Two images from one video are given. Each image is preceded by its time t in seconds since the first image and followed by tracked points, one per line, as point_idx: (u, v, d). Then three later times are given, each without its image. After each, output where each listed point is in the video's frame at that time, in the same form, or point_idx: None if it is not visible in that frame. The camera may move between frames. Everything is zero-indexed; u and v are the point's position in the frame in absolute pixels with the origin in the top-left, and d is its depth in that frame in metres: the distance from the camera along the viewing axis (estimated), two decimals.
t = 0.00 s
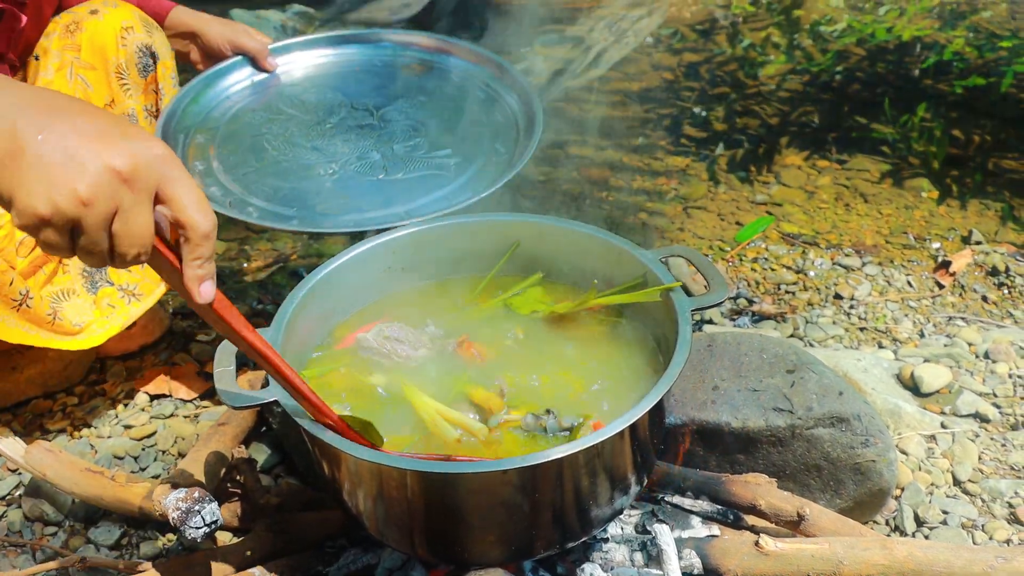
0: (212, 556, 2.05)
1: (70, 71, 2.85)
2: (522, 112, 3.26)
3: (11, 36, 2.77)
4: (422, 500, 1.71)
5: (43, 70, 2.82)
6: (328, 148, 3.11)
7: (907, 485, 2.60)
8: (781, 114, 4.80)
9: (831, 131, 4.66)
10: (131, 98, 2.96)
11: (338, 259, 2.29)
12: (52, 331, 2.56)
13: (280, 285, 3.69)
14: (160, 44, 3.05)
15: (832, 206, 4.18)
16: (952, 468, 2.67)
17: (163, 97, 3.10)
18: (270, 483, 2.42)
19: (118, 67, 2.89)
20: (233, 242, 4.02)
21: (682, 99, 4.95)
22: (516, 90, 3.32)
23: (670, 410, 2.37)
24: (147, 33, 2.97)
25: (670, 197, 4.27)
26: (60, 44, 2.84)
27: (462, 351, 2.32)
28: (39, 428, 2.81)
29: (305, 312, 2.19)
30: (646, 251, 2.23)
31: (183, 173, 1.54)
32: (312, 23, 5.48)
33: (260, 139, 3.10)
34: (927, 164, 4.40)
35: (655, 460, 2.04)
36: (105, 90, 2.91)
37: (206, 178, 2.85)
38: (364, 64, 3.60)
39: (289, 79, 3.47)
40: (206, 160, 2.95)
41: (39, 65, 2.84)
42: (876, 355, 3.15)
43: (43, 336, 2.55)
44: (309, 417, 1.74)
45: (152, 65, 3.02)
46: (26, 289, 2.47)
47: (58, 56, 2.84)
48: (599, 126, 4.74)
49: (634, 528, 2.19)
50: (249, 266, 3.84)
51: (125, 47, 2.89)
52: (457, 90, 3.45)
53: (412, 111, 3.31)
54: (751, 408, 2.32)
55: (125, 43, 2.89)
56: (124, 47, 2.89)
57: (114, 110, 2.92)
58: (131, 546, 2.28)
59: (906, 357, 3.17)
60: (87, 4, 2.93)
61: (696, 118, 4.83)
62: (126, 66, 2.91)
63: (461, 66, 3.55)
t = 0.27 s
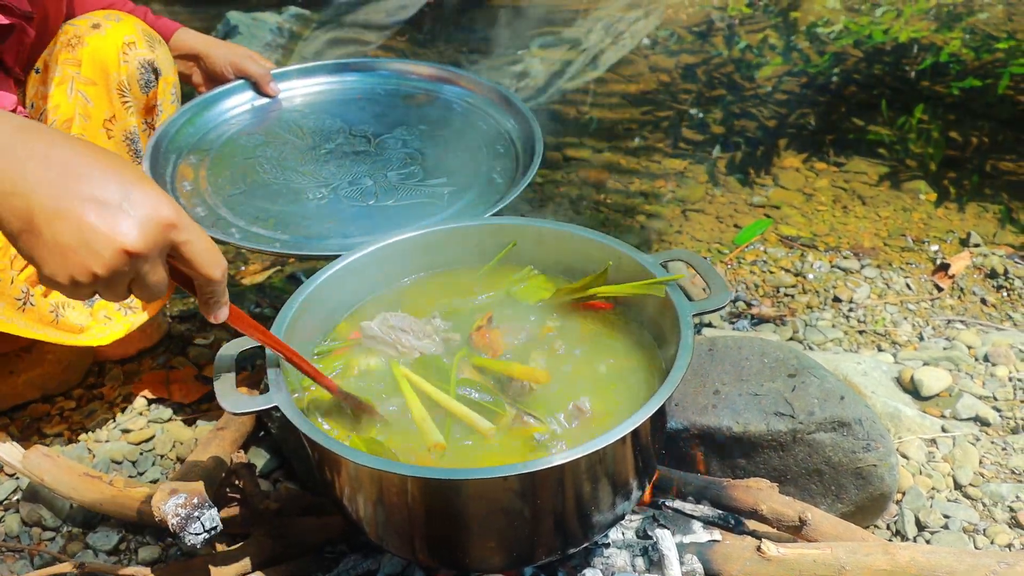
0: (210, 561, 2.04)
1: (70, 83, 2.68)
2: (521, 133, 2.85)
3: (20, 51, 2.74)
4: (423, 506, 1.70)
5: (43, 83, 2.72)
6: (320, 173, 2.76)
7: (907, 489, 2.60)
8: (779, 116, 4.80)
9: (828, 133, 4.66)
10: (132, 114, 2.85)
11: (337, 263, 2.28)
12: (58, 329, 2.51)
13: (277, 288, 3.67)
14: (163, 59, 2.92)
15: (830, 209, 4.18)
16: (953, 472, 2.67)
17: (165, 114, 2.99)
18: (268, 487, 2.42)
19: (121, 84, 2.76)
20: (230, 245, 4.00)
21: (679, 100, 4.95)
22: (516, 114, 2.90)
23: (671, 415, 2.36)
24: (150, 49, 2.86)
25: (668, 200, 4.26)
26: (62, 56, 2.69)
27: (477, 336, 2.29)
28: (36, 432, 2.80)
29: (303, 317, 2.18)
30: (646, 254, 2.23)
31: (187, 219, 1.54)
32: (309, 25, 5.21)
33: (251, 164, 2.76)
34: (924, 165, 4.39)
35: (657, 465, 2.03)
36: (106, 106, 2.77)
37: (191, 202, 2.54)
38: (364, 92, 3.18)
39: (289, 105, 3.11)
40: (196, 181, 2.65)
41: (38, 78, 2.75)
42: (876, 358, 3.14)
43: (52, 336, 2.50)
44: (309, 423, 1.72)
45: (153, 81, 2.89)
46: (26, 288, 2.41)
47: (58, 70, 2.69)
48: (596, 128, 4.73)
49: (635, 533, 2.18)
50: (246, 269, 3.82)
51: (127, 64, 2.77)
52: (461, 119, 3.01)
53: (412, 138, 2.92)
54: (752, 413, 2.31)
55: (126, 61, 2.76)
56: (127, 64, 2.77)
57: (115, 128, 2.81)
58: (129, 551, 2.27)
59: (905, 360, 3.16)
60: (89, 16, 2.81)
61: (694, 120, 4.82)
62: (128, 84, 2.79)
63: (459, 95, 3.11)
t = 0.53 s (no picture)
0: (212, 563, 2.04)
1: (64, 93, 2.66)
2: (524, 141, 2.84)
3: (17, 59, 2.65)
4: (427, 509, 1.68)
5: (38, 92, 2.70)
6: (322, 181, 2.75)
7: (913, 491, 2.58)
8: (781, 115, 4.78)
9: (831, 132, 4.63)
10: (130, 124, 2.81)
11: (341, 264, 2.26)
12: (28, 343, 2.48)
13: (279, 288, 3.66)
14: (161, 67, 2.88)
15: (834, 208, 4.16)
16: (959, 474, 2.65)
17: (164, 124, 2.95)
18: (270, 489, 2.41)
19: (116, 93, 2.74)
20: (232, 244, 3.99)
21: (681, 99, 4.93)
22: (519, 122, 2.88)
23: (677, 416, 2.34)
24: (147, 55, 2.82)
25: (671, 199, 4.24)
26: (58, 65, 2.68)
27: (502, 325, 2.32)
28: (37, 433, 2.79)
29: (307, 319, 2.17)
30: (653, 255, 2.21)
31: (188, 250, 1.68)
32: (310, 23, 5.23)
33: (252, 170, 2.76)
34: (928, 164, 4.37)
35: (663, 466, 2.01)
36: (101, 116, 2.73)
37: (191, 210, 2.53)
38: (365, 101, 3.16)
39: (290, 112, 3.09)
40: (195, 189, 2.64)
41: (33, 86, 2.72)
42: (881, 359, 3.12)
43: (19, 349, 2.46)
44: (313, 426, 1.71)
45: (151, 90, 2.85)
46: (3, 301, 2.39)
47: (53, 78, 2.69)
48: (598, 127, 4.72)
49: (640, 536, 2.17)
50: (248, 269, 3.81)
51: (122, 72, 2.74)
52: (464, 128, 3.00)
53: (414, 147, 2.90)
54: (758, 415, 2.29)
55: (121, 68, 2.74)
56: (122, 72, 2.74)
57: (110, 138, 2.77)
58: (131, 553, 2.25)
59: (910, 360, 3.14)
60: (86, 21, 2.78)
61: (696, 119, 4.80)
62: (125, 92, 2.76)
63: (462, 103, 3.09)
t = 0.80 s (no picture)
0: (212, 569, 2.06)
1: (58, 102, 2.64)
2: (527, 149, 2.82)
3: (10, 65, 2.65)
4: (430, 521, 1.67)
5: (32, 100, 2.68)
6: (322, 190, 2.73)
7: (923, 500, 2.55)
8: (787, 117, 4.75)
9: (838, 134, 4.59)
10: (125, 132, 2.81)
11: (344, 271, 2.25)
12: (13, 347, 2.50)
13: (282, 290, 3.64)
14: (158, 74, 2.88)
15: (841, 211, 4.13)
16: (968, 484, 2.62)
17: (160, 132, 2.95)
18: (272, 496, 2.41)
19: (111, 102, 2.73)
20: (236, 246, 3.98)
21: (687, 100, 4.90)
22: (522, 130, 2.86)
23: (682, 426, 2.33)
24: (143, 63, 2.82)
25: (676, 201, 4.22)
26: (51, 73, 2.66)
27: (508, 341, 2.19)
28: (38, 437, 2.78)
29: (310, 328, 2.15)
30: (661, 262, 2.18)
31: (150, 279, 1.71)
32: (315, 23, 5.20)
33: (251, 180, 2.74)
34: (936, 168, 4.34)
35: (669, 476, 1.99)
36: (95, 125, 2.72)
37: (188, 220, 2.51)
38: (365, 108, 3.15)
39: (290, 120, 3.08)
40: (193, 200, 2.62)
41: (26, 95, 2.70)
42: (889, 365, 3.09)
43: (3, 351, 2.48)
44: (315, 436, 1.69)
45: (146, 98, 2.86)
46: None
47: (47, 86, 2.68)
48: (603, 128, 4.69)
49: (646, 546, 2.14)
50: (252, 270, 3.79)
51: (118, 80, 2.74)
52: (466, 136, 2.98)
53: (415, 155, 2.89)
54: (766, 424, 2.27)
55: (117, 76, 2.74)
56: (117, 80, 2.74)
57: (104, 148, 2.75)
58: (132, 559, 2.24)
59: (918, 367, 3.11)
60: (80, 28, 2.77)
61: (702, 120, 4.77)
62: (121, 101, 2.76)
63: (464, 111, 3.08)
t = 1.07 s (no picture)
0: None
1: (54, 108, 2.61)
2: (530, 155, 2.80)
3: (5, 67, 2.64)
4: (434, 533, 1.65)
5: (29, 106, 2.65)
6: (321, 197, 2.71)
7: (936, 512, 2.51)
8: (798, 119, 4.69)
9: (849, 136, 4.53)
10: (123, 138, 2.81)
11: (348, 278, 2.23)
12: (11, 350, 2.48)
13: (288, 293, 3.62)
14: (156, 77, 2.85)
15: (852, 215, 4.08)
16: (981, 495, 2.58)
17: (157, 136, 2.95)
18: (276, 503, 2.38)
19: (109, 107, 2.72)
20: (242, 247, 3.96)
21: (696, 102, 4.86)
22: (526, 135, 2.84)
23: (691, 436, 2.29)
24: (141, 67, 2.79)
25: (685, 204, 4.18)
26: (47, 78, 2.62)
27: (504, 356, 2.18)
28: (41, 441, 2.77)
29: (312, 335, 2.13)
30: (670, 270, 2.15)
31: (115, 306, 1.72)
32: (322, 22, 5.17)
33: (249, 185, 2.72)
34: (947, 170, 4.30)
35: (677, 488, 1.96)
36: (92, 130, 2.71)
37: (183, 226, 2.50)
38: (367, 111, 3.13)
39: (289, 123, 3.06)
40: (189, 205, 2.61)
41: (23, 99, 2.67)
42: (900, 373, 3.04)
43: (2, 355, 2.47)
44: (317, 447, 1.67)
45: (144, 101, 2.84)
46: None
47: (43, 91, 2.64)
48: (611, 130, 4.66)
49: (654, 558, 2.12)
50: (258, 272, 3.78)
51: (116, 85, 2.71)
52: (468, 141, 2.95)
53: (416, 161, 2.87)
54: (777, 435, 2.23)
55: (114, 81, 2.71)
56: (115, 85, 2.71)
57: (101, 153, 2.75)
58: (134, 566, 2.22)
59: (930, 374, 3.06)
60: (76, 32, 2.72)
61: (711, 122, 4.73)
62: (118, 106, 2.74)
63: (466, 114, 3.05)
